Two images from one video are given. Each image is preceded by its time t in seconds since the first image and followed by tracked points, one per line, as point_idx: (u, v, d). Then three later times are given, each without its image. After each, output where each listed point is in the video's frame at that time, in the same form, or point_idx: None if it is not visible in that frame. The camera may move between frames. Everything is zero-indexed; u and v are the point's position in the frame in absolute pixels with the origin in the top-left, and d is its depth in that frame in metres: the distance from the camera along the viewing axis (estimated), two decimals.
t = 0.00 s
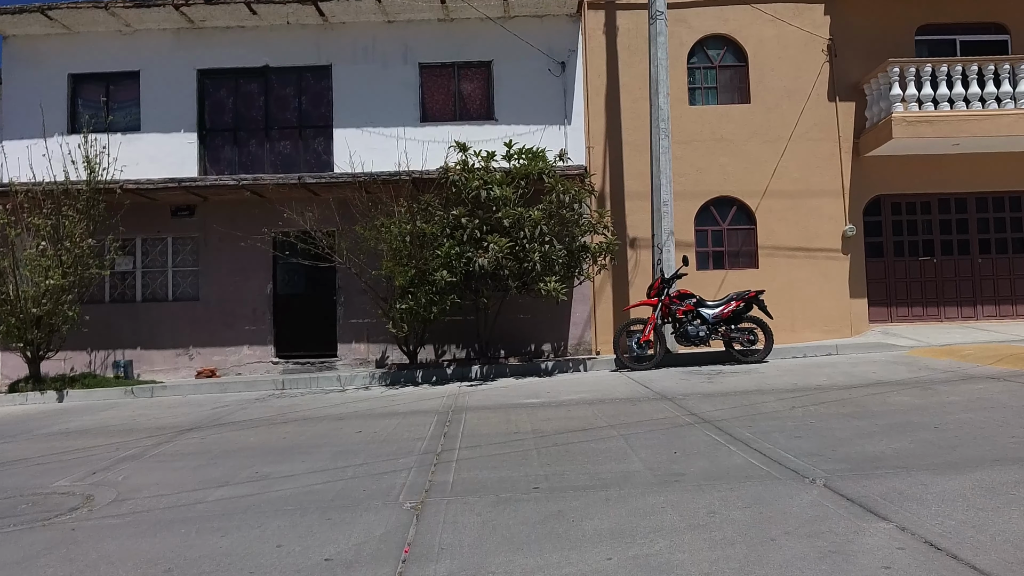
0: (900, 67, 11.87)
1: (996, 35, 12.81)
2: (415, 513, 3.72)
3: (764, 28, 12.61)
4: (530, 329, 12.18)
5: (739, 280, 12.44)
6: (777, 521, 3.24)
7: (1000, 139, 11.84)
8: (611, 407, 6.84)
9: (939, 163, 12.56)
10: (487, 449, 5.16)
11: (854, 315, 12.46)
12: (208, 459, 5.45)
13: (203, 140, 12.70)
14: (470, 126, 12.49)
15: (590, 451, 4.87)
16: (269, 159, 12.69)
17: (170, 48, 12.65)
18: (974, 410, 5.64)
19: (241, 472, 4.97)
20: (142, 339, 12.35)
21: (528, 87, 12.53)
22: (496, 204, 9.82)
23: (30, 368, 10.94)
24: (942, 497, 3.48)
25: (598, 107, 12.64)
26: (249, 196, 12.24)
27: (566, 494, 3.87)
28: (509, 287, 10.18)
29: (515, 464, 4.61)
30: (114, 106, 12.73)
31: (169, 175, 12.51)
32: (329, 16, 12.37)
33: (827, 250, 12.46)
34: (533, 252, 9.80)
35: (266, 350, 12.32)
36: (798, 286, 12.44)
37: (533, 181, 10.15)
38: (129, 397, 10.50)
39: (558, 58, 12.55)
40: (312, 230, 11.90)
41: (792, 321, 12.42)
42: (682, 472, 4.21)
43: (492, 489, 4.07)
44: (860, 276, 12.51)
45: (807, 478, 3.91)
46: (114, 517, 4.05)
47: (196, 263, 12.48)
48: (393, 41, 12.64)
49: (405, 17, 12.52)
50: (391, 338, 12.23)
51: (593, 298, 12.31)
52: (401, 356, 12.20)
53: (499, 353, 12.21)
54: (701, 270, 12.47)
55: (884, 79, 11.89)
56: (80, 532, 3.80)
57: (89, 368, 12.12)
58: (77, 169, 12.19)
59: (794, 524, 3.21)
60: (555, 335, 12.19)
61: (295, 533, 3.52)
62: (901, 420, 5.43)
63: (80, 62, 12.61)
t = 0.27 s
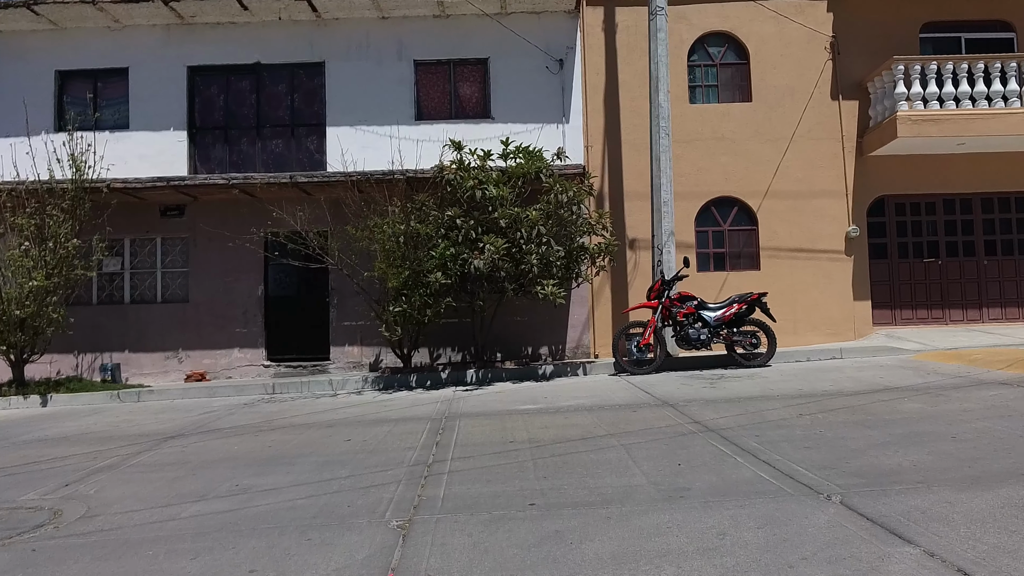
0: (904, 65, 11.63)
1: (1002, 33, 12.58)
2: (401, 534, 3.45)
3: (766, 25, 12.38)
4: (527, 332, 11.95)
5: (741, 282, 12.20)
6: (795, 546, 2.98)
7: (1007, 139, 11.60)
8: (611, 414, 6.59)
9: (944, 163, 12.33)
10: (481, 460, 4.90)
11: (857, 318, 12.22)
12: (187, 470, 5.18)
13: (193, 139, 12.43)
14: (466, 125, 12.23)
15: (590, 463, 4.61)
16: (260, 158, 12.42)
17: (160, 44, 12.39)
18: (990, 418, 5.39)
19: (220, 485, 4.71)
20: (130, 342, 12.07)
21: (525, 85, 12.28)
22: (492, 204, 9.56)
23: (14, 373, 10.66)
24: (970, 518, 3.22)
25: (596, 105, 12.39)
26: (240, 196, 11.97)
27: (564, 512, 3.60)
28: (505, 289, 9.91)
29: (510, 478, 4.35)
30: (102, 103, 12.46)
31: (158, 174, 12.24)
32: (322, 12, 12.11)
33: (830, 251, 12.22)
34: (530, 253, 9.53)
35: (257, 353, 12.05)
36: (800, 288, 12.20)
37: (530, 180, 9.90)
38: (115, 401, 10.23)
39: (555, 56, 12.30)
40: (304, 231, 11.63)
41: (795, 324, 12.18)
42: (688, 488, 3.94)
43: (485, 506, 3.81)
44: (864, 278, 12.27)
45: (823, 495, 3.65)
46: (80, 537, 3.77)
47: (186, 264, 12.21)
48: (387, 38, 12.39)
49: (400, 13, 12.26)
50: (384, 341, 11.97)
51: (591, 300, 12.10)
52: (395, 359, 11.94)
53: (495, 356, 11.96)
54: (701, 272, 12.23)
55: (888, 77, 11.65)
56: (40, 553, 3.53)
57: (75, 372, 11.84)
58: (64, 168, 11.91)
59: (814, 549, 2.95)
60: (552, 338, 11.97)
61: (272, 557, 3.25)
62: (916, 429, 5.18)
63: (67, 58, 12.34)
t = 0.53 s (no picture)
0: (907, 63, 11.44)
1: (1006, 31, 12.41)
2: (388, 554, 3.23)
3: (767, 24, 12.19)
4: (524, 334, 11.77)
5: (742, 284, 12.01)
6: (809, 568, 2.78)
7: (1011, 139, 11.41)
8: (610, 420, 6.39)
9: (948, 164, 12.15)
10: (475, 470, 4.69)
11: (860, 321, 12.05)
12: (168, 481, 4.97)
13: (185, 138, 12.22)
14: (463, 124, 12.03)
15: (588, 475, 4.41)
16: (253, 157, 12.21)
17: (150, 42, 12.17)
18: (1004, 426, 5.18)
19: (201, 498, 4.49)
20: (120, 344, 11.84)
21: (523, 84, 12.09)
22: (489, 204, 9.36)
23: None
24: (995, 537, 3.02)
25: (595, 105, 12.19)
26: (232, 196, 11.76)
27: (562, 530, 3.39)
28: (502, 291, 9.70)
29: (505, 490, 4.15)
30: (92, 102, 12.25)
31: (149, 173, 12.03)
32: (315, 9, 11.90)
33: (832, 253, 12.04)
34: (528, 254, 9.33)
35: (249, 356, 11.84)
36: (802, 290, 12.02)
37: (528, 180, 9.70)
38: (103, 406, 10.01)
39: (553, 54, 12.11)
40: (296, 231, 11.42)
41: (796, 327, 12.00)
42: (693, 501, 3.74)
43: (479, 522, 3.60)
44: (866, 280, 12.10)
45: (835, 510, 3.45)
46: (49, 555, 3.55)
47: (177, 266, 11.99)
48: (382, 35, 12.18)
49: (395, 11, 12.06)
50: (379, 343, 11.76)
51: (590, 302, 11.92)
52: (390, 363, 11.73)
53: (492, 359, 11.76)
54: (701, 274, 12.04)
55: (891, 76, 11.47)
56: (5, 573, 3.31)
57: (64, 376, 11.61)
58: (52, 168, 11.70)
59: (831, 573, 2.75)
60: (550, 341, 11.80)
61: None
62: (927, 436, 4.98)
63: (56, 56, 12.12)
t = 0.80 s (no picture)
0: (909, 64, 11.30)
1: (1007, 31, 12.28)
2: (375, 572, 3.06)
3: (766, 23, 12.05)
4: (521, 338, 11.62)
5: (741, 287, 11.87)
6: None
7: (1013, 140, 11.28)
8: (609, 426, 6.24)
9: (949, 165, 12.02)
10: (468, 479, 4.53)
11: (860, 324, 11.93)
12: (150, 490, 4.80)
13: (177, 137, 12.05)
14: (459, 124, 11.88)
15: (586, 485, 4.25)
16: (246, 157, 12.04)
17: (142, 40, 12.00)
18: (1014, 433, 5.03)
19: (183, 509, 4.32)
20: (111, 347, 11.66)
21: (519, 84, 11.94)
22: (485, 205, 9.19)
23: None
24: (1015, 555, 2.87)
25: (592, 105, 12.04)
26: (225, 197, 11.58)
27: (557, 546, 3.22)
28: (498, 294, 9.54)
29: (500, 501, 3.99)
30: (82, 101, 12.08)
31: (140, 173, 11.86)
32: (309, 7, 11.74)
33: (832, 255, 11.92)
34: (525, 256, 9.16)
35: (241, 359, 11.66)
36: (802, 293, 11.89)
37: (525, 181, 9.54)
38: (91, 410, 9.82)
39: (550, 53, 11.97)
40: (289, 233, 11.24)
41: (796, 330, 11.87)
42: (695, 514, 3.58)
43: (472, 536, 3.43)
44: (867, 283, 11.97)
45: (844, 524, 3.29)
46: (19, 572, 3.37)
47: (169, 267, 11.82)
48: (377, 34, 12.02)
49: (390, 9, 11.90)
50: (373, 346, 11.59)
51: (588, 305, 11.77)
52: (384, 366, 11.57)
53: (488, 362, 11.60)
54: (700, 276, 11.91)
55: (892, 76, 11.32)
56: None
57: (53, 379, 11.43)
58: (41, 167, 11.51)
59: None
60: (547, 344, 11.65)
61: None
62: (936, 444, 4.82)
63: (46, 54, 11.95)
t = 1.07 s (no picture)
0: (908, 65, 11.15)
1: (1007, 33, 12.19)
2: None
3: (764, 24, 11.96)
4: (517, 342, 11.51)
5: (739, 290, 11.76)
6: None
7: (1012, 142, 11.18)
8: (605, 432, 6.11)
9: (948, 167, 11.94)
10: (461, 489, 4.39)
11: (859, 328, 11.84)
12: (131, 500, 4.66)
13: (168, 138, 11.91)
14: (454, 125, 11.75)
15: (581, 495, 4.12)
16: (238, 159, 11.90)
17: (133, 39, 11.86)
18: (1019, 441, 4.91)
19: (165, 519, 4.18)
20: (101, 351, 11.51)
21: (515, 85, 11.82)
22: (481, 207, 9.06)
23: None
24: None
25: (589, 106, 11.92)
26: (217, 198, 11.44)
27: (551, 562, 3.09)
28: (493, 297, 9.41)
29: (493, 513, 3.85)
30: (73, 101, 11.93)
31: (130, 174, 11.71)
32: (303, 7, 11.62)
33: (830, 259, 11.82)
34: (519, 260, 9.04)
35: (233, 363, 11.52)
36: (800, 296, 11.79)
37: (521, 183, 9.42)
38: (79, 415, 9.67)
39: (546, 54, 11.85)
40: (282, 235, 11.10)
41: (794, 334, 11.77)
42: (694, 527, 3.45)
43: (462, 550, 3.30)
44: (865, 286, 11.88)
45: (849, 538, 3.16)
46: None
47: (160, 269, 11.67)
48: (372, 34, 11.90)
49: (385, 9, 11.79)
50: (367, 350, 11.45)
51: (584, 308, 11.65)
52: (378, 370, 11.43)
53: (483, 366, 11.47)
54: (698, 280, 11.80)
55: (891, 77, 11.23)
56: None
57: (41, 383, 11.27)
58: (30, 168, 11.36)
59: None
60: (543, 348, 11.53)
61: None
62: (942, 452, 4.70)
63: (36, 54, 11.81)
